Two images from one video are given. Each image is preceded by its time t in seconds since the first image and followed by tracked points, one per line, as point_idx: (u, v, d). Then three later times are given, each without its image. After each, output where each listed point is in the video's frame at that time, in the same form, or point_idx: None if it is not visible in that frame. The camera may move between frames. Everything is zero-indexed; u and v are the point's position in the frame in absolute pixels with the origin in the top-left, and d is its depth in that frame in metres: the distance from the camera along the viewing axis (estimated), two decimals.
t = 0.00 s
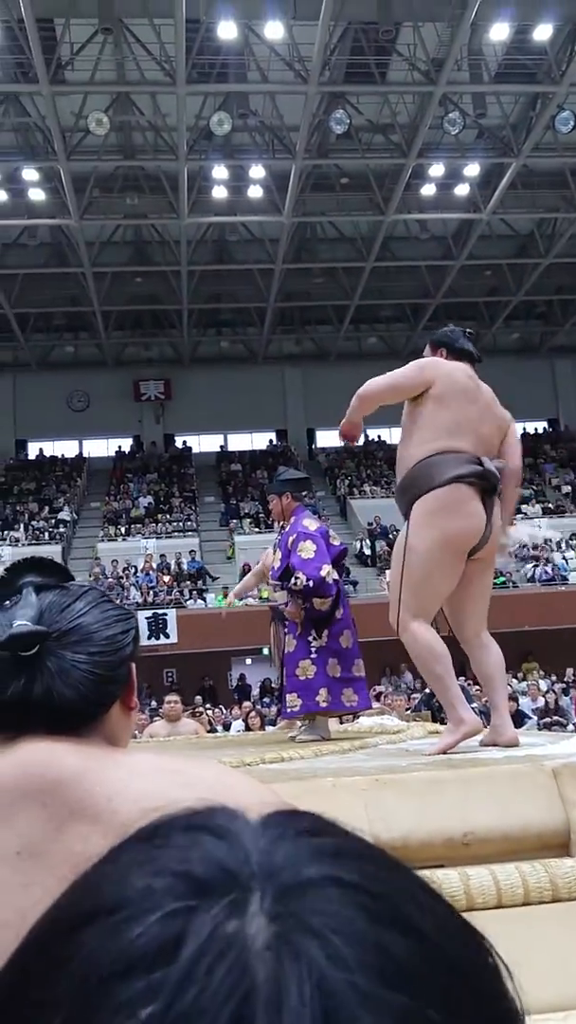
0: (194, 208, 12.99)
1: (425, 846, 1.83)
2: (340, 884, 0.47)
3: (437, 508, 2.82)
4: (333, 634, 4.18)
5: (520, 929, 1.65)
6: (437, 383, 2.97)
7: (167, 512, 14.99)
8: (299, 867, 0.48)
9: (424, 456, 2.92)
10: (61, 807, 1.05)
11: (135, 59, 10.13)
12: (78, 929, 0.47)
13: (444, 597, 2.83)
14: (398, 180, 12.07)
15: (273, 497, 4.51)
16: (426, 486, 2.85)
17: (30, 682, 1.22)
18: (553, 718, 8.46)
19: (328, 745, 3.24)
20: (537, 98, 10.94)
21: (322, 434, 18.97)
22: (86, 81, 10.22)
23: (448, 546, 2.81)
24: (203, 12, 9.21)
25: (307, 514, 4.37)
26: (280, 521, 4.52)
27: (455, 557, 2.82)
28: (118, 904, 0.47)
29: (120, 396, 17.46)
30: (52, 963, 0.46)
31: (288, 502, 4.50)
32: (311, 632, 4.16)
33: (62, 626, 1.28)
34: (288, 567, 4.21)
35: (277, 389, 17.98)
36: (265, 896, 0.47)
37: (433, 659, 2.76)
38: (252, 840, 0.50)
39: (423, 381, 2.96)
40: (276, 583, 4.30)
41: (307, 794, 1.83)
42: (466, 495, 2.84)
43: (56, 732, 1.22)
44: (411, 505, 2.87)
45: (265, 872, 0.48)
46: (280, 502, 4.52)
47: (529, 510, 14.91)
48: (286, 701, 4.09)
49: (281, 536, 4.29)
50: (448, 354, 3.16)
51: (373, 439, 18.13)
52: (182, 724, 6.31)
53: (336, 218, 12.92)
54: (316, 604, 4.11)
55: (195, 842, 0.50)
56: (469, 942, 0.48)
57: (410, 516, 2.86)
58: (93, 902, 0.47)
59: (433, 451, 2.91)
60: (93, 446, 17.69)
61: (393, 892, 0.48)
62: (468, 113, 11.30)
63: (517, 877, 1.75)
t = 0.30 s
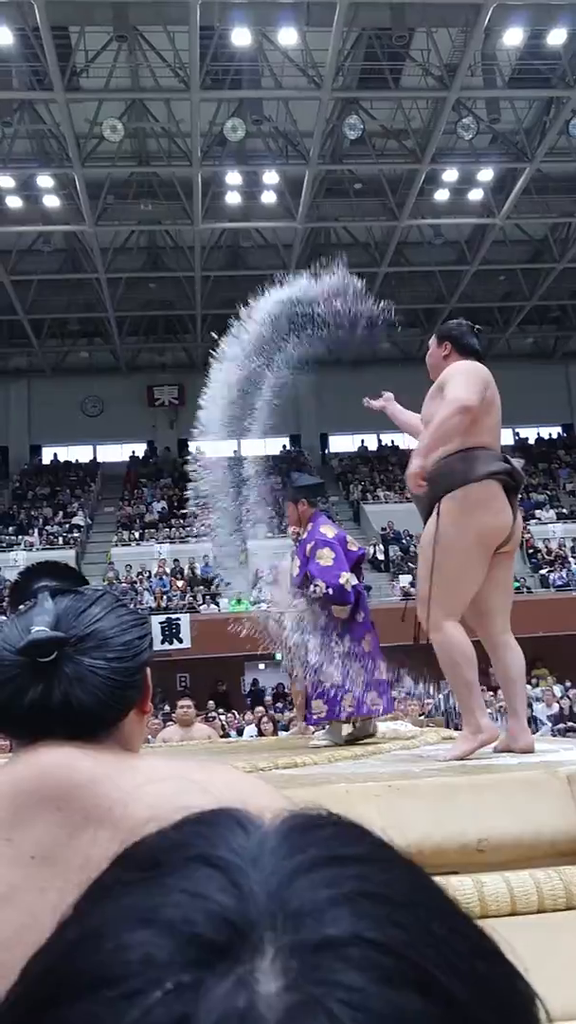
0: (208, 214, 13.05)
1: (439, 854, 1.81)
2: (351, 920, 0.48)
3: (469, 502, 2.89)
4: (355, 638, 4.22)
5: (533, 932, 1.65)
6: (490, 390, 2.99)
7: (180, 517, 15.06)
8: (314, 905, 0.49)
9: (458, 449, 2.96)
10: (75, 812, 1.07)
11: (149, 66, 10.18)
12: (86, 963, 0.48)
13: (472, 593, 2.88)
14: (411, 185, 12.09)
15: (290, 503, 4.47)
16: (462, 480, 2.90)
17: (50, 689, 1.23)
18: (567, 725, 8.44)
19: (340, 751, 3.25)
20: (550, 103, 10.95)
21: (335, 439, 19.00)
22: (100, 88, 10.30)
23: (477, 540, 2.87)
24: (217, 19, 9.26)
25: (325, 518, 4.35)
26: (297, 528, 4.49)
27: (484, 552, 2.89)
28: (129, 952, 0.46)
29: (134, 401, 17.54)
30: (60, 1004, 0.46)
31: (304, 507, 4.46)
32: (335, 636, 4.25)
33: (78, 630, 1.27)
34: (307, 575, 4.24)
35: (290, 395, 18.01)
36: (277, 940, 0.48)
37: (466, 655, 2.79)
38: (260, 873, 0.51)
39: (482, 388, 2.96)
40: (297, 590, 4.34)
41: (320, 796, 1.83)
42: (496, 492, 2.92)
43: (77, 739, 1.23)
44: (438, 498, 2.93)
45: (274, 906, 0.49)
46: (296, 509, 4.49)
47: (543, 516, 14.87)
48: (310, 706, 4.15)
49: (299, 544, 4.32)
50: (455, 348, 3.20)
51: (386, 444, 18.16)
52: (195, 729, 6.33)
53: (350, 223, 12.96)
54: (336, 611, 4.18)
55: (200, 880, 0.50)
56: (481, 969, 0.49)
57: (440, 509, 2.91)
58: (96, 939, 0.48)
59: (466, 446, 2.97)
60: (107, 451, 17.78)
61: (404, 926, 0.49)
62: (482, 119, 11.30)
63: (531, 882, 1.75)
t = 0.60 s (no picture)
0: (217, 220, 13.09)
1: (450, 863, 1.80)
2: (397, 981, 0.46)
3: (483, 510, 2.88)
4: (375, 644, 4.16)
5: (546, 945, 1.64)
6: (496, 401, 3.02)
7: (188, 523, 15.16)
8: (362, 960, 0.47)
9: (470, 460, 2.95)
10: (90, 820, 1.08)
11: (159, 74, 10.22)
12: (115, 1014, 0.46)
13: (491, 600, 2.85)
14: (420, 192, 12.12)
15: (311, 515, 4.51)
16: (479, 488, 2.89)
17: (68, 699, 1.22)
18: None
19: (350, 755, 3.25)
20: (560, 110, 10.97)
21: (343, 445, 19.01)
22: (110, 96, 10.36)
23: (494, 548, 2.86)
24: (226, 28, 9.31)
25: (346, 530, 4.37)
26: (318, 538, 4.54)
27: (500, 559, 2.88)
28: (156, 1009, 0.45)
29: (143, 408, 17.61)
30: None
31: (325, 520, 4.51)
32: (353, 643, 4.14)
33: (93, 640, 1.26)
34: (329, 584, 4.21)
35: (299, 401, 18.04)
36: (317, 1006, 0.46)
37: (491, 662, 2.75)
38: (293, 922, 0.49)
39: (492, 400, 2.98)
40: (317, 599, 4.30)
41: (328, 803, 1.83)
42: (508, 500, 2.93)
43: (95, 747, 1.22)
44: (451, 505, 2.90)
45: (311, 959, 0.47)
46: (317, 519, 4.53)
47: (552, 522, 14.85)
48: (329, 711, 4.08)
49: (321, 554, 4.31)
50: (443, 345, 3.21)
51: (394, 451, 18.23)
52: (204, 734, 6.32)
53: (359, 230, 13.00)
54: (360, 618, 4.12)
55: (230, 930, 0.48)
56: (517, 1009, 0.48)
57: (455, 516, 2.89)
58: (122, 994, 0.46)
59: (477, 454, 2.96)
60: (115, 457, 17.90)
61: (447, 983, 0.47)
62: (491, 126, 11.32)
63: (542, 892, 1.74)
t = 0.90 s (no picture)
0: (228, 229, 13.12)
1: (462, 870, 1.79)
2: (426, 974, 0.46)
3: (473, 517, 2.88)
4: (403, 654, 4.15)
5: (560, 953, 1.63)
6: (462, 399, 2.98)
7: (199, 531, 15.18)
8: (387, 954, 0.47)
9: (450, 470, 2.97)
10: (106, 826, 1.07)
11: (171, 85, 10.28)
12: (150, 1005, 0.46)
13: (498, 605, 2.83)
14: (431, 201, 12.14)
15: (343, 524, 4.49)
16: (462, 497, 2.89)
17: (83, 710, 1.21)
18: None
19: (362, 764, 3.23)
20: (571, 119, 10.98)
21: (353, 453, 19.02)
22: (123, 107, 10.44)
23: (494, 552, 2.85)
24: (238, 38, 9.37)
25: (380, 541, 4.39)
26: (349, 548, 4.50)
27: (501, 563, 2.87)
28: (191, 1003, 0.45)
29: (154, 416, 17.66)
30: None
31: (358, 529, 4.48)
32: (382, 650, 4.13)
33: (107, 649, 1.25)
34: (362, 591, 4.23)
35: (309, 409, 18.07)
36: (348, 992, 0.46)
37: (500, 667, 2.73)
38: (323, 914, 0.50)
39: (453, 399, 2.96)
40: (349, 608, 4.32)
41: (340, 812, 1.84)
42: (499, 501, 2.90)
43: (110, 756, 1.22)
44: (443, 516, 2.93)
45: (343, 950, 0.48)
46: (350, 528, 4.50)
47: (563, 531, 14.80)
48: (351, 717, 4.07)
49: (354, 562, 4.32)
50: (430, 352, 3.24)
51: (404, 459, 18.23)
52: (215, 742, 6.32)
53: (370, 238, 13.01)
54: (394, 626, 4.13)
55: (261, 929, 0.48)
56: (544, 1004, 0.48)
57: (446, 526, 2.91)
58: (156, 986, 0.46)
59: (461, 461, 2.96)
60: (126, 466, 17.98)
61: (479, 977, 0.47)
62: (501, 134, 11.33)
63: (555, 902, 1.73)
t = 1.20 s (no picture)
0: (244, 238, 13.16)
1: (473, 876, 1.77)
2: (463, 969, 0.46)
3: (461, 533, 2.87)
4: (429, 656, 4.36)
5: None
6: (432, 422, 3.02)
7: (215, 538, 15.19)
8: (424, 951, 0.47)
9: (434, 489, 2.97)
10: (125, 833, 1.07)
11: (187, 94, 10.33)
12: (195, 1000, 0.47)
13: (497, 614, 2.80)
14: (447, 208, 12.12)
15: (374, 526, 4.40)
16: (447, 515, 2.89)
17: (101, 717, 1.21)
18: None
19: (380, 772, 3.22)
20: None
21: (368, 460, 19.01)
22: (139, 116, 10.49)
23: (485, 566, 2.83)
24: (254, 48, 9.41)
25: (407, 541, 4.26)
26: (379, 551, 4.40)
27: (493, 574, 2.85)
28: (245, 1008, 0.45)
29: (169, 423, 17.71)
30: None
31: (387, 533, 4.38)
32: (409, 656, 4.33)
33: (124, 656, 1.25)
34: (386, 592, 4.13)
35: (325, 416, 18.07)
36: (389, 987, 0.47)
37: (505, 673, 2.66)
38: (364, 913, 0.50)
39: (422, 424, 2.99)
40: (375, 609, 4.30)
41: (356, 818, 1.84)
42: (485, 518, 2.89)
43: (131, 762, 1.21)
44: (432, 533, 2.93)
45: (382, 947, 0.48)
46: (379, 533, 4.41)
47: None
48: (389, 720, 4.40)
49: (381, 563, 4.23)
50: (423, 376, 3.24)
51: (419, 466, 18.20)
52: (230, 749, 6.33)
53: (385, 246, 13.01)
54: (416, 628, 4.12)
55: (304, 926, 0.49)
56: None
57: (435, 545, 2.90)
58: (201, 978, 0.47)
59: (445, 480, 2.96)
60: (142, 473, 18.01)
61: (512, 975, 0.47)
62: (517, 142, 11.33)
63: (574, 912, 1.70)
